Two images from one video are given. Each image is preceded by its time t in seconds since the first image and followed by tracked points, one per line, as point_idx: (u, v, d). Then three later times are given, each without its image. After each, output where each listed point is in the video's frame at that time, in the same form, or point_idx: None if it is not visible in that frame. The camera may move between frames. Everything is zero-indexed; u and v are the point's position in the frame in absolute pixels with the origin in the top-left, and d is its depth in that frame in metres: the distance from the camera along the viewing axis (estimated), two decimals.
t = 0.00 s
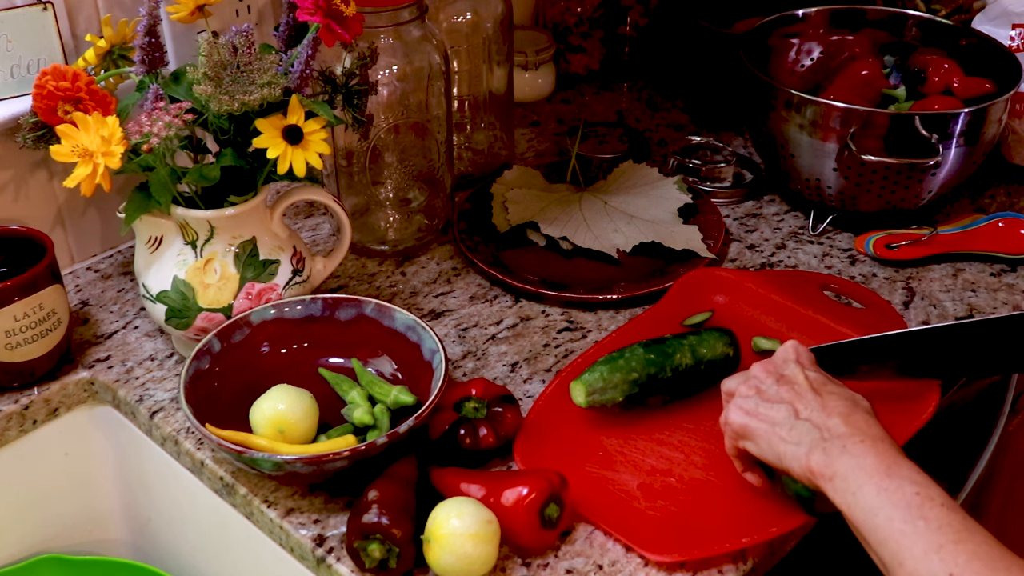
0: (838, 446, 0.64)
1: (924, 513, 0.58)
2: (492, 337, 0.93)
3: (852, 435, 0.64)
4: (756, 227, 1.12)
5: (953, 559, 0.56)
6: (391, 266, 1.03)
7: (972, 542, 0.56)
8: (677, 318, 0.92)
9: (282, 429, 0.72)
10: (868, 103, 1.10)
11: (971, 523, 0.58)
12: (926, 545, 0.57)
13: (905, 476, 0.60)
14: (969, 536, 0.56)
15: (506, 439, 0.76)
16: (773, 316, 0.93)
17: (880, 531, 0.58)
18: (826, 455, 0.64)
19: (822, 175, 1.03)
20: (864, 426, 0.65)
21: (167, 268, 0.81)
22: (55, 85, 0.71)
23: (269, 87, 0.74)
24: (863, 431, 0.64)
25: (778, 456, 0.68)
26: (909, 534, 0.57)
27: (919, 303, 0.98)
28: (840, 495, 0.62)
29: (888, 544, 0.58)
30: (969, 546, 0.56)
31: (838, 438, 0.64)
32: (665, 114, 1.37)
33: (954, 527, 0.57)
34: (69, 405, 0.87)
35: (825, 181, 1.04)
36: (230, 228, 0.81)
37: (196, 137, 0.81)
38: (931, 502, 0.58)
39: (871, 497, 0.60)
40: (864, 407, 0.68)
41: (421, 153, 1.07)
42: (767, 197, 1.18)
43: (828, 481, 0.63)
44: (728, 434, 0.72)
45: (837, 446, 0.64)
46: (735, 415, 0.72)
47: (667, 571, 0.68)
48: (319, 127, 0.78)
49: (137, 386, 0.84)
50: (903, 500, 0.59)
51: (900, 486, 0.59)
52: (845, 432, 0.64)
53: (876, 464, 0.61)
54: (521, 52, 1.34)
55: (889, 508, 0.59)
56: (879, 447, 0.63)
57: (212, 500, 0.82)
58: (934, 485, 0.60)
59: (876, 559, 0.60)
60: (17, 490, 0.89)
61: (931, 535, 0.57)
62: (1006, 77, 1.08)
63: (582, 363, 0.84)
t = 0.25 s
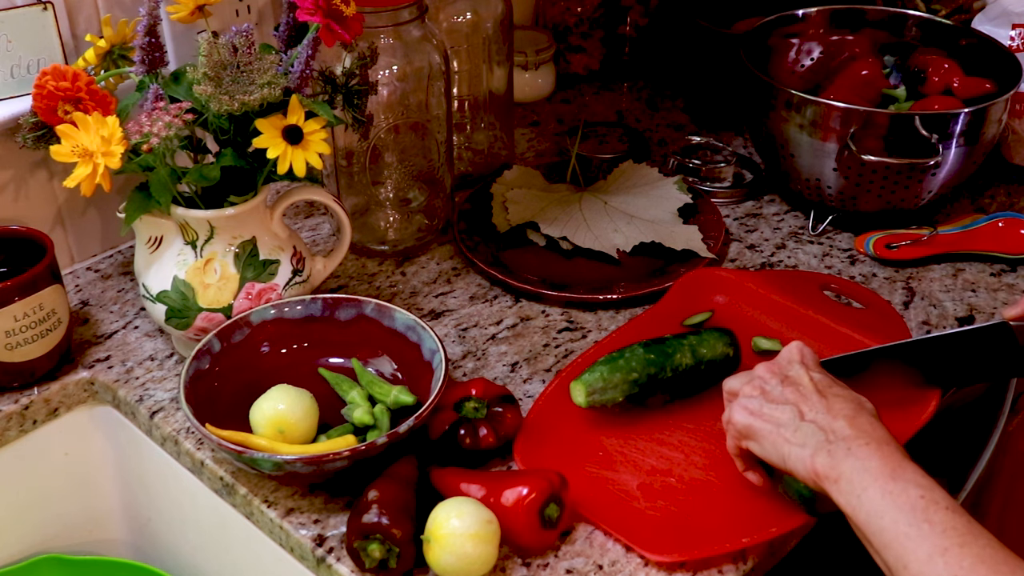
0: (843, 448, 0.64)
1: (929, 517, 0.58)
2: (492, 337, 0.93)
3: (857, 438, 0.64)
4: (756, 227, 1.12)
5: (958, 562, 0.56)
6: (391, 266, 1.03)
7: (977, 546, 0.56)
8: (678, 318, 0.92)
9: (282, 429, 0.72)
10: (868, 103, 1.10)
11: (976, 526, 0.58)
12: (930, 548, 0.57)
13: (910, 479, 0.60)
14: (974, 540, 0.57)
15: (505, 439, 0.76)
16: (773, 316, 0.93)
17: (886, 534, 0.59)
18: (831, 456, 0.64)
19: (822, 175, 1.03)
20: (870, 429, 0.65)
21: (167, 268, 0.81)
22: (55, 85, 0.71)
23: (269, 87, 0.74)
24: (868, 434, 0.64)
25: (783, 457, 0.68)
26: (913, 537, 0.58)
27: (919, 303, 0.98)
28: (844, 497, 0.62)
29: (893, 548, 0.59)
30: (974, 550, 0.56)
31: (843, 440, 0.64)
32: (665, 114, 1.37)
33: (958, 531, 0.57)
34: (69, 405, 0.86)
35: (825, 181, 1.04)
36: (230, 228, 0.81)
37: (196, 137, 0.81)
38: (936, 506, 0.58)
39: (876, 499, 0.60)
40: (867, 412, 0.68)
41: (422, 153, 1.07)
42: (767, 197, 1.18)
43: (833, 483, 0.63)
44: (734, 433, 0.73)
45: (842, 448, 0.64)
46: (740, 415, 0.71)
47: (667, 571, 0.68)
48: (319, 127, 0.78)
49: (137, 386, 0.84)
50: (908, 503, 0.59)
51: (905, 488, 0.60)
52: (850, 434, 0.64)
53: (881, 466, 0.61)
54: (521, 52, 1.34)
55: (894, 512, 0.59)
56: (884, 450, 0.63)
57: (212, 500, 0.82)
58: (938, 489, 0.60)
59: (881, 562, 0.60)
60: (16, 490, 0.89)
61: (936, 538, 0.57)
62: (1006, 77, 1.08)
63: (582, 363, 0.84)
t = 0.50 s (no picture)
0: (833, 449, 0.63)
1: (924, 521, 0.58)
2: (492, 337, 0.93)
3: (847, 437, 0.64)
4: (756, 227, 1.12)
5: (955, 567, 0.56)
6: (391, 266, 1.03)
7: (973, 552, 0.56)
8: (678, 318, 0.92)
9: (282, 429, 0.72)
10: (868, 103, 1.10)
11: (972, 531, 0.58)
12: (926, 554, 0.57)
13: (902, 480, 0.60)
14: (969, 546, 0.56)
15: (505, 439, 0.76)
16: (773, 316, 0.93)
17: (881, 538, 0.58)
18: (820, 457, 0.64)
19: (822, 175, 1.03)
20: (860, 429, 0.64)
21: (167, 268, 0.81)
22: (55, 85, 0.71)
23: (269, 87, 0.74)
24: (859, 434, 0.64)
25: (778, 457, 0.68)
26: (908, 542, 0.57)
27: (919, 303, 0.98)
28: (835, 499, 0.62)
29: (888, 552, 0.58)
30: (969, 555, 0.56)
31: (832, 440, 0.64)
32: (665, 114, 1.37)
33: (954, 536, 0.57)
34: (69, 405, 0.87)
35: (825, 181, 1.04)
36: (230, 228, 0.81)
37: (196, 137, 0.81)
38: (930, 510, 0.58)
39: (871, 502, 0.60)
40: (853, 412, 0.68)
41: (421, 153, 1.07)
42: (767, 197, 1.18)
43: (823, 484, 0.63)
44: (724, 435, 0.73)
45: (832, 448, 0.63)
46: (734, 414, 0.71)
47: (667, 571, 0.68)
48: (319, 127, 0.78)
49: (137, 386, 0.84)
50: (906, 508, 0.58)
51: (898, 491, 0.59)
52: (839, 434, 0.64)
53: (872, 467, 0.61)
54: (521, 52, 1.34)
55: (888, 515, 0.58)
56: (875, 450, 0.62)
57: (212, 500, 0.82)
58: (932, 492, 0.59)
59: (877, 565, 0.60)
60: (16, 490, 0.89)
61: (931, 544, 0.57)
62: (1006, 77, 1.08)
63: (582, 363, 0.84)
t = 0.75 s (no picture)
0: (787, 448, 0.63)
1: (888, 523, 0.57)
2: (492, 337, 0.93)
3: (799, 437, 0.63)
4: (756, 227, 1.12)
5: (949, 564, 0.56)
6: (391, 266, 1.03)
7: (943, 556, 0.56)
8: (678, 318, 0.92)
9: (282, 429, 0.72)
10: (868, 103, 1.10)
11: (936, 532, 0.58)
12: (895, 559, 0.56)
13: (861, 482, 0.60)
14: (936, 549, 0.56)
15: (506, 439, 0.76)
16: (773, 316, 0.93)
17: (843, 540, 0.58)
18: (773, 457, 0.63)
19: (822, 175, 1.03)
20: (809, 429, 0.64)
21: (166, 268, 0.81)
22: (55, 85, 0.71)
23: (269, 87, 0.74)
24: (811, 434, 0.64)
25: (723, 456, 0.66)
26: (874, 546, 0.57)
27: (919, 303, 0.98)
28: (790, 500, 0.61)
29: (850, 554, 0.58)
30: (938, 559, 0.56)
31: (785, 440, 0.63)
32: (665, 114, 1.37)
33: (920, 539, 0.57)
34: (69, 405, 0.87)
35: (825, 181, 1.04)
36: (230, 228, 0.81)
37: (196, 137, 0.81)
38: (893, 512, 0.58)
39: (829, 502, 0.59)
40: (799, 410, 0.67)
41: (421, 153, 1.07)
42: (767, 197, 1.18)
43: (777, 485, 0.62)
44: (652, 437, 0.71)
45: (786, 447, 0.63)
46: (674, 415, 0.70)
47: (667, 571, 0.68)
48: (319, 127, 0.78)
49: (137, 386, 0.84)
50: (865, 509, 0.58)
51: (858, 493, 0.59)
52: (792, 434, 0.64)
53: (828, 470, 0.61)
54: (521, 52, 1.34)
55: (850, 517, 0.58)
56: (830, 452, 0.62)
57: (212, 501, 0.82)
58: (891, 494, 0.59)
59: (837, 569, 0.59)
60: (17, 490, 0.89)
61: (898, 546, 0.57)
62: (1006, 77, 1.08)
63: (583, 363, 0.84)
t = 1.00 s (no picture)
0: (871, 407, 0.63)
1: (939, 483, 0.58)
2: (492, 337, 0.93)
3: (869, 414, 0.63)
4: (756, 227, 1.12)
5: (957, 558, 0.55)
6: (391, 266, 1.03)
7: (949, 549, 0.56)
8: (677, 318, 0.92)
9: (282, 429, 0.72)
10: (868, 103, 1.10)
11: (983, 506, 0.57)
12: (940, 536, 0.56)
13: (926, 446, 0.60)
14: (979, 510, 0.56)
15: (505, 439, 0.76)
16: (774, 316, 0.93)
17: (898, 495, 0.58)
18: (857, 412, 0.63)
19: (822, 175, 1.03)
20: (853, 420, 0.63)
21: (167, 268, 0.81)
22: (55, 85, 0.71)
23: (269, 87, 0.74)
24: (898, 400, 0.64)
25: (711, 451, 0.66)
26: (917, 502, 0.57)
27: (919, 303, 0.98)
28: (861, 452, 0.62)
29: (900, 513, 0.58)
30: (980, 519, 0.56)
31: (873, 400, 0.64)
32: (665, 114, 1.37)
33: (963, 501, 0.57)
34: (69, 405, 0.87)
35: (825, 181, 1.04)
36: (230, 228, 0.81)
37: (196, 137, 0.81)
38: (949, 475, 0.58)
39: (888, 461, 0.60)
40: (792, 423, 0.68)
41: (422, 153, 1.07)
42: (767, 197, 1.18)
43: (852, 437, 0.63)
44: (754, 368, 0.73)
45: (871, 406, 0.63)
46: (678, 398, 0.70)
47: (667, 571, 0.68)
48: (319, 127, 0.78)
49: (137, 386, 0.84)
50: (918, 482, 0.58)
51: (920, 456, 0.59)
52: (881, 397, 0.64)
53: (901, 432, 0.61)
54: (521, 52, 1.34)
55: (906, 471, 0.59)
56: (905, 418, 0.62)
57: (213, 500, 0.82)
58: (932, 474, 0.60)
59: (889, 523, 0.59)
60: (17, 489, 0.89)
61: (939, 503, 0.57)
62: (1006, 77, 1.07)
63: (583, 363, 0.84)
